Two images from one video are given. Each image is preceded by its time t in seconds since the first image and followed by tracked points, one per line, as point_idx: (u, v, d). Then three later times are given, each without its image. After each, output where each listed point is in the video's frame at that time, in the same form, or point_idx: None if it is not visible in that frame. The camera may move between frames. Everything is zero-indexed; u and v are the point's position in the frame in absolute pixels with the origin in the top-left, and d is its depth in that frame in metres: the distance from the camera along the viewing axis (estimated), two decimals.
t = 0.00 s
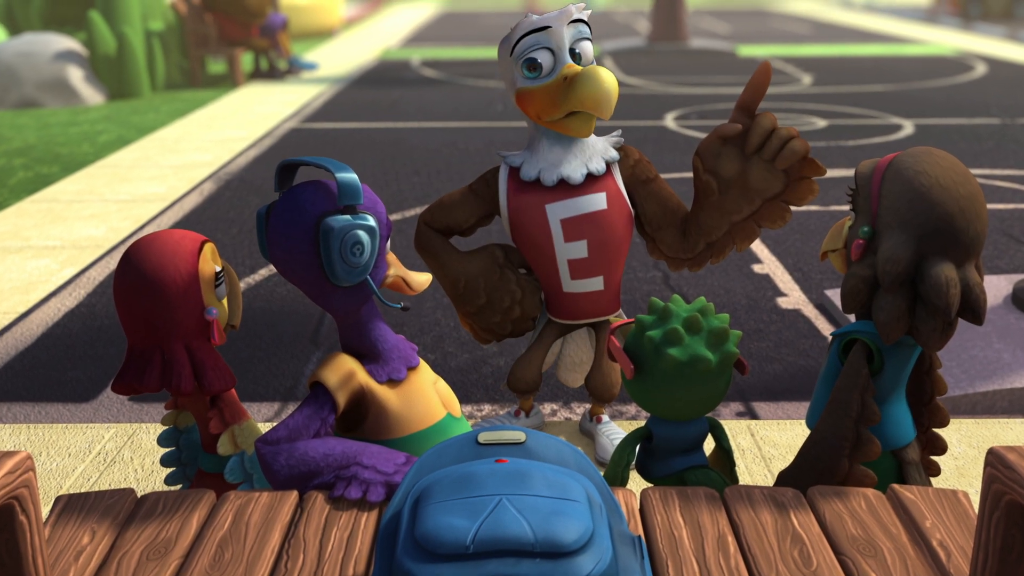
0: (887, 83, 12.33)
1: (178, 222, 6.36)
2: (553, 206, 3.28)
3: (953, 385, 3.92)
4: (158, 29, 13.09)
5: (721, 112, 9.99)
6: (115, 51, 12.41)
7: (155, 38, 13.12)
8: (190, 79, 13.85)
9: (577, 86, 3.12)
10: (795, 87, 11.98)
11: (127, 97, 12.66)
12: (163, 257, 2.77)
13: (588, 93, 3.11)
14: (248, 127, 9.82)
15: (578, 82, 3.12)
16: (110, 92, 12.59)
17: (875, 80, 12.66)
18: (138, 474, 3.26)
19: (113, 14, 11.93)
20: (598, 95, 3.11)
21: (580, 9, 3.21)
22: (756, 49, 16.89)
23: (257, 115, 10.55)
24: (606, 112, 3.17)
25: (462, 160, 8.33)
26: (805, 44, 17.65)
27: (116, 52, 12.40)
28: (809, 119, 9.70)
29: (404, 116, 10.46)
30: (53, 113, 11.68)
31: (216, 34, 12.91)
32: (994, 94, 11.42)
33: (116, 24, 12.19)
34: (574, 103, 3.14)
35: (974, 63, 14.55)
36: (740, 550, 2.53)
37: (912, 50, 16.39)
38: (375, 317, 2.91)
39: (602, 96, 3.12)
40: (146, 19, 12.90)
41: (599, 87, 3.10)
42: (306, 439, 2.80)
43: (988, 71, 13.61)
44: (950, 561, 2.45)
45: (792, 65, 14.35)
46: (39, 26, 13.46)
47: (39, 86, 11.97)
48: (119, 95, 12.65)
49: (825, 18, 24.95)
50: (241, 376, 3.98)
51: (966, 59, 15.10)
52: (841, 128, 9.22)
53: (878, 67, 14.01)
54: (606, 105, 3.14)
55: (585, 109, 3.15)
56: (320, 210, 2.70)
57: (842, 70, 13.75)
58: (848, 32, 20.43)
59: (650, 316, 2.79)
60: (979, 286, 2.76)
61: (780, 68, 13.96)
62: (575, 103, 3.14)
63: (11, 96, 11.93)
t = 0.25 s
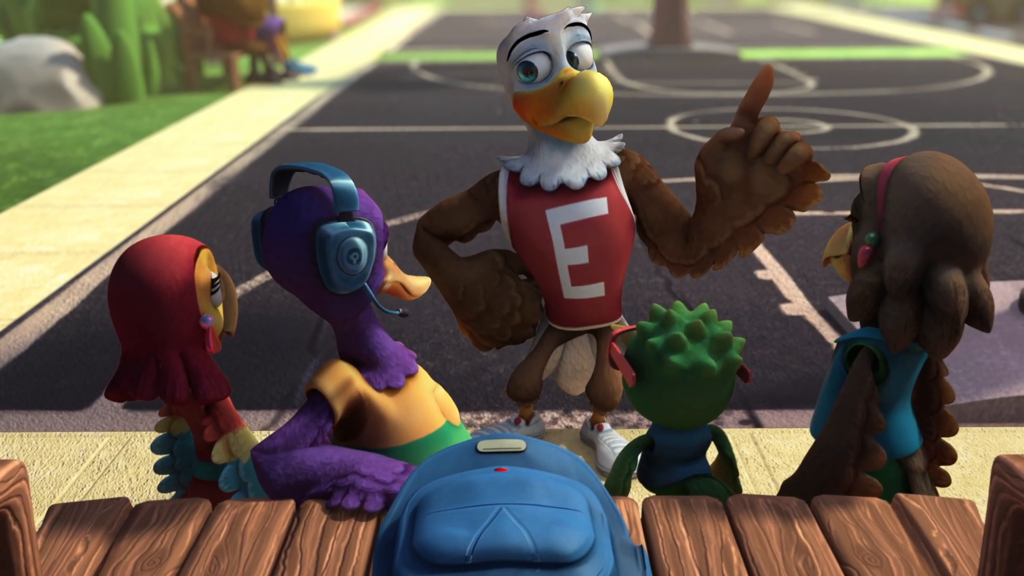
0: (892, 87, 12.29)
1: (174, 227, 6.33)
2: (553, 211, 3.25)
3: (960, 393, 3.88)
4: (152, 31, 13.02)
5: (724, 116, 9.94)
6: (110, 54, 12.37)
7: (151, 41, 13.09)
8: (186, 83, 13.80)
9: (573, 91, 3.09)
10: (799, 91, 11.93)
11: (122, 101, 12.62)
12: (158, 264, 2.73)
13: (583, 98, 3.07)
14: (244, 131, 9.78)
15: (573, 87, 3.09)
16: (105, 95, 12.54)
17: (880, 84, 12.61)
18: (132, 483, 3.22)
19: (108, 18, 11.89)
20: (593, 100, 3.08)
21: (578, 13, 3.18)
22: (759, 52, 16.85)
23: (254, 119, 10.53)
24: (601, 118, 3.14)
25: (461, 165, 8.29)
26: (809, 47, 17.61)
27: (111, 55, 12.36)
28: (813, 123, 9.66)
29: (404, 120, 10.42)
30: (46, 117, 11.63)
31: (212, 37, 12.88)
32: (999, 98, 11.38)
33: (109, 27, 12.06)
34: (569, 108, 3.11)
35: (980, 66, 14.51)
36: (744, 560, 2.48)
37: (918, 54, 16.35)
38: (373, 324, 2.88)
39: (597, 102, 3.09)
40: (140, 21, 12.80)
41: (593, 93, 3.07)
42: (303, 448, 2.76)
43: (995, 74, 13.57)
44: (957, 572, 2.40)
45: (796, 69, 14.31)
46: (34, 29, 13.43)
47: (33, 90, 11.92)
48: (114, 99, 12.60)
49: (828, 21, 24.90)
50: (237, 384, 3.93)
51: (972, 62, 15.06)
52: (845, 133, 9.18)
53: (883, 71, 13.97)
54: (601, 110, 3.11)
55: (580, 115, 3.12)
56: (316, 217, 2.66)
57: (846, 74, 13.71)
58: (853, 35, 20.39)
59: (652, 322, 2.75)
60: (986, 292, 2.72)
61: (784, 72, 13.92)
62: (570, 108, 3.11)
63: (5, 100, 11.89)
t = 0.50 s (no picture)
0: (897, 90, 12.25)
1: (169, 233, 6.29)
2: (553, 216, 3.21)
3: (967, 401, 3.84)
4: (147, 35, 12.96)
5: (727, 121, 9.91)
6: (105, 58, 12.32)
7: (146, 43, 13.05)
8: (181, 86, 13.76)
9: (571, 93, 3.06)
10: (803, 95, 11.89)
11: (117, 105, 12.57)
12: (153, 271, 2.69)
13: (580, 100, 3.05)
14: (240, 136, 9.75)
15: (571, 90, 3.06)
16: (99, 99, 12.50)
17: (884, 87, 12.57)
18: (126, 492, 3.17)
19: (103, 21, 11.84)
20: (591, 105, 3.06)
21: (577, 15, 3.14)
22: (762, 56, 16.81)
23: (250, 123, 10.50)
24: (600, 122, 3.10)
25: (461, 170, 8.25)
26: (814, 51, 17.57)
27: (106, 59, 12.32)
28: (817, 128, 9.61)
29: (403, 125, 10.39)
30: (40, 121, 11.58)
31: (208, 40, 12.84)
32: (1004, 102, 11.34)
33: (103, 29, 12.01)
34: (568, 113, 3.08)
35: (986, 70, 14.47)
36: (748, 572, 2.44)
37: (923, 57, 16.31)
38: (371, 331, 2.84)
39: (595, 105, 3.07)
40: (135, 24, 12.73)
41: (591, 96, 3.05)
42: (299, 457, 2.72)
43: (1001, 78, 13.52)
44: None
45: (800, 73, 14.27)
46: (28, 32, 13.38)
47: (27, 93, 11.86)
48: (108, 103, 12.54)
49: (831, 24, 24.87)
50: (233, 392, 3.89)
51: (978, 66, 15.02)
52: (849, 137, 9.14)
53: (888, 75, 13.92)
54: (601, 112, 3.09)
55: (578, 119, 3.09)
56: (311, 224, 2.62)
57: (850, 77, 13.67)
58: (857, 39, 20.35)
59: (654, 329, 2.71)
60: (993, 299, 2.68)
61: (788, 76, 13.88)
62: (568, 112, 3.08)
63: None
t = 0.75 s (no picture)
0: (903, 94, 12.20)
1: (163, 239, 6.25)
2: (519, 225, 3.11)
3: (975, 410, 3.79)
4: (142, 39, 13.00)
5: (730, 125, 9.86)
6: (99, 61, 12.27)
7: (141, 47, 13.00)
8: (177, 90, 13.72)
9: (566, 147, 2.97)
10: (808, 98, 11.84)
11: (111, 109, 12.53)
12: (148, 278, 2.64)
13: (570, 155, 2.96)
14: (236, 140, 9.71)
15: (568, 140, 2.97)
16: (93, 103, 12.45)
17: (890, 92, 12.51)
18: (120, 502, 3.13)
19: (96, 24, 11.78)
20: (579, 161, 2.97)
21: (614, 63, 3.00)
22: (766, 60, 16.75)
23: (246, 127, 10.46)
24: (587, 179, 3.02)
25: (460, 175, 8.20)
26: (818, 54, 17.51)
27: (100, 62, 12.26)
28: (822, 132, 9.56)
29: (403, 129, 10.34)
30: (33, 125, 11.52)
31: (204, 44, 12.80)
32: (1010, 106, 11.28)
33: (99, 33, 12.11)
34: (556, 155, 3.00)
35: (993, 74, 14.41)
36: None
37: (929, 61, 16.25)
38: (368, 338, 2.79)
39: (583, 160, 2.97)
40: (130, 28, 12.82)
41: (581, 156, 2.95)
42: (296, 466, 2.67)
43: (1008, 82, 13.46)
44: None
45: (804, 76, 14.22)
46: (21, 35, 13.33)
47: (20, 97, 11.79)
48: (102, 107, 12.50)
49: (834, 27, 24.82)
50: (228, 401, 3.84)
51: (985, 70, 14.95)
52: (854, 142, 9.08)
53: (893, 79, 13.86)
54: (586, 172, 2.98)
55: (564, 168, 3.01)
56: (307, 232, 2.58)
57: (855, 81, 13.62)
58: (863, 42, 20.30)
59: (656, 338, 2.66)
60: (1000, 306, 2.64)
61: (792, 79, 13.83)
62: (556, 157, 3.00)
63: None
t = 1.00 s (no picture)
0: (909, 99, 12.14)
1: (158, 245, 6.20)
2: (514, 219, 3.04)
3: (983, 419, 3.75)
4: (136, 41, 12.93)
5: (732, 130, 9.81)
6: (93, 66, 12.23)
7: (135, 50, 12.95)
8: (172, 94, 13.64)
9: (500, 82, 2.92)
10: (812, 103, 11.80)
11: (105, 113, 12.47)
12: (143, 286, 2.59)
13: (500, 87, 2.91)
14: (231, 145, 9.67)
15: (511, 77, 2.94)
16: (86, 108, 12.39)
17: (897, 96, 12.45)
18: (112, 514, 3.08)
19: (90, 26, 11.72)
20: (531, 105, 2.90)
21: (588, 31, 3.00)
22: (770, 63, 16.68)
23: (242, 132, 10.42)
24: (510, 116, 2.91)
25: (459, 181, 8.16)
26: (822, 58, 17.45)
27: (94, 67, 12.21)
28: (827, 136, 9.50)
29: (402, 134, 10.29)
30: (25, 129, 11.44)
31: (199, 47, 12.80)
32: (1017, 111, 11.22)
33: (91, 36, 12.03)
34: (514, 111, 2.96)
35: (1001, 78, 14.34)
36: None
37: (936, 65, 16.18)
38: (366, 346, 2.74)
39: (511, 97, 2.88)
40: (123, 29, 12.75)
41: (506, 85, 2.88)
42: (292, 477, 2.62)
43: (1015, 86, 13.40)
44: None
45: (809, 81, 14.15)
46: (13, 38, 13.27)
47: (12, 101, 11.72)
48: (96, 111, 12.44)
49: (837, 30, 24.78)
50: (223, 410, 3.79)
51: (993, 74, 14.89)
52: (860, 146, 9.03)
53: (899, 83, 13.80)
54: (510, 107, 2.88)
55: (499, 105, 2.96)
56: (301, 239, 2.54)
57: (859, 85, 13.57)
58: (868, 45, 20.22)
59: (660, 346, 2.61)
60: (1009, 312, 2.59)
61: (795, 83, 13.78)
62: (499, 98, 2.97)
63: None
